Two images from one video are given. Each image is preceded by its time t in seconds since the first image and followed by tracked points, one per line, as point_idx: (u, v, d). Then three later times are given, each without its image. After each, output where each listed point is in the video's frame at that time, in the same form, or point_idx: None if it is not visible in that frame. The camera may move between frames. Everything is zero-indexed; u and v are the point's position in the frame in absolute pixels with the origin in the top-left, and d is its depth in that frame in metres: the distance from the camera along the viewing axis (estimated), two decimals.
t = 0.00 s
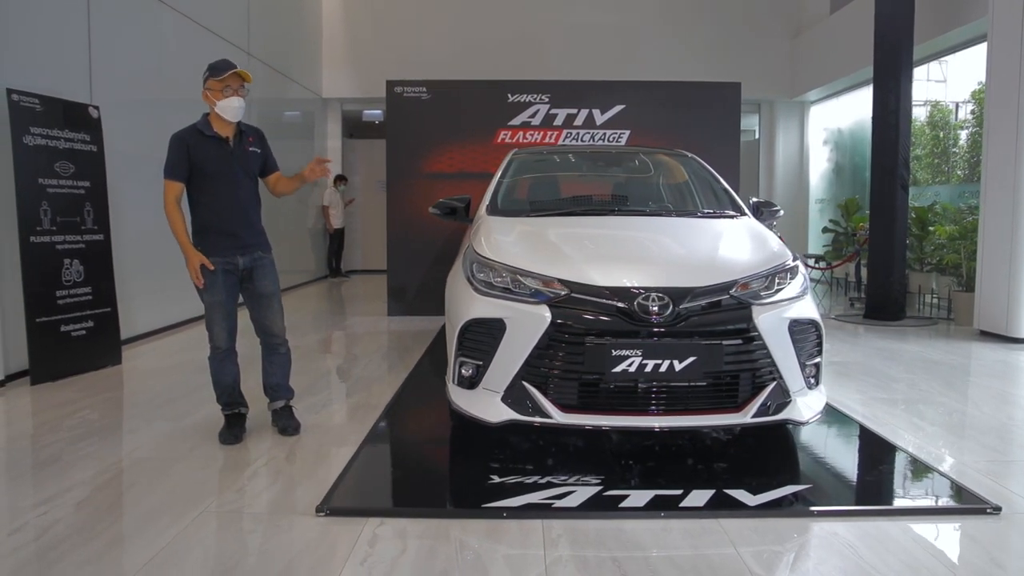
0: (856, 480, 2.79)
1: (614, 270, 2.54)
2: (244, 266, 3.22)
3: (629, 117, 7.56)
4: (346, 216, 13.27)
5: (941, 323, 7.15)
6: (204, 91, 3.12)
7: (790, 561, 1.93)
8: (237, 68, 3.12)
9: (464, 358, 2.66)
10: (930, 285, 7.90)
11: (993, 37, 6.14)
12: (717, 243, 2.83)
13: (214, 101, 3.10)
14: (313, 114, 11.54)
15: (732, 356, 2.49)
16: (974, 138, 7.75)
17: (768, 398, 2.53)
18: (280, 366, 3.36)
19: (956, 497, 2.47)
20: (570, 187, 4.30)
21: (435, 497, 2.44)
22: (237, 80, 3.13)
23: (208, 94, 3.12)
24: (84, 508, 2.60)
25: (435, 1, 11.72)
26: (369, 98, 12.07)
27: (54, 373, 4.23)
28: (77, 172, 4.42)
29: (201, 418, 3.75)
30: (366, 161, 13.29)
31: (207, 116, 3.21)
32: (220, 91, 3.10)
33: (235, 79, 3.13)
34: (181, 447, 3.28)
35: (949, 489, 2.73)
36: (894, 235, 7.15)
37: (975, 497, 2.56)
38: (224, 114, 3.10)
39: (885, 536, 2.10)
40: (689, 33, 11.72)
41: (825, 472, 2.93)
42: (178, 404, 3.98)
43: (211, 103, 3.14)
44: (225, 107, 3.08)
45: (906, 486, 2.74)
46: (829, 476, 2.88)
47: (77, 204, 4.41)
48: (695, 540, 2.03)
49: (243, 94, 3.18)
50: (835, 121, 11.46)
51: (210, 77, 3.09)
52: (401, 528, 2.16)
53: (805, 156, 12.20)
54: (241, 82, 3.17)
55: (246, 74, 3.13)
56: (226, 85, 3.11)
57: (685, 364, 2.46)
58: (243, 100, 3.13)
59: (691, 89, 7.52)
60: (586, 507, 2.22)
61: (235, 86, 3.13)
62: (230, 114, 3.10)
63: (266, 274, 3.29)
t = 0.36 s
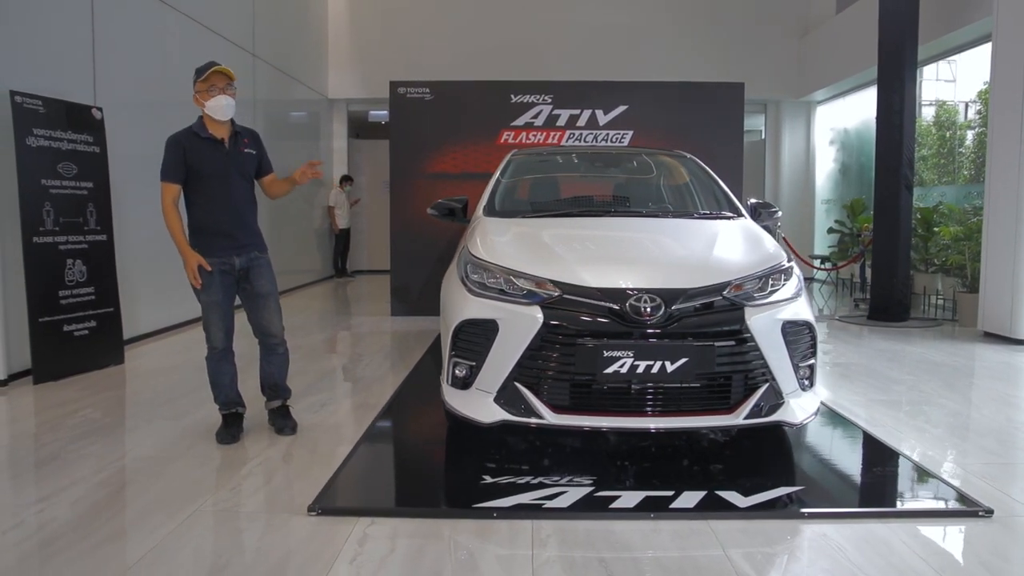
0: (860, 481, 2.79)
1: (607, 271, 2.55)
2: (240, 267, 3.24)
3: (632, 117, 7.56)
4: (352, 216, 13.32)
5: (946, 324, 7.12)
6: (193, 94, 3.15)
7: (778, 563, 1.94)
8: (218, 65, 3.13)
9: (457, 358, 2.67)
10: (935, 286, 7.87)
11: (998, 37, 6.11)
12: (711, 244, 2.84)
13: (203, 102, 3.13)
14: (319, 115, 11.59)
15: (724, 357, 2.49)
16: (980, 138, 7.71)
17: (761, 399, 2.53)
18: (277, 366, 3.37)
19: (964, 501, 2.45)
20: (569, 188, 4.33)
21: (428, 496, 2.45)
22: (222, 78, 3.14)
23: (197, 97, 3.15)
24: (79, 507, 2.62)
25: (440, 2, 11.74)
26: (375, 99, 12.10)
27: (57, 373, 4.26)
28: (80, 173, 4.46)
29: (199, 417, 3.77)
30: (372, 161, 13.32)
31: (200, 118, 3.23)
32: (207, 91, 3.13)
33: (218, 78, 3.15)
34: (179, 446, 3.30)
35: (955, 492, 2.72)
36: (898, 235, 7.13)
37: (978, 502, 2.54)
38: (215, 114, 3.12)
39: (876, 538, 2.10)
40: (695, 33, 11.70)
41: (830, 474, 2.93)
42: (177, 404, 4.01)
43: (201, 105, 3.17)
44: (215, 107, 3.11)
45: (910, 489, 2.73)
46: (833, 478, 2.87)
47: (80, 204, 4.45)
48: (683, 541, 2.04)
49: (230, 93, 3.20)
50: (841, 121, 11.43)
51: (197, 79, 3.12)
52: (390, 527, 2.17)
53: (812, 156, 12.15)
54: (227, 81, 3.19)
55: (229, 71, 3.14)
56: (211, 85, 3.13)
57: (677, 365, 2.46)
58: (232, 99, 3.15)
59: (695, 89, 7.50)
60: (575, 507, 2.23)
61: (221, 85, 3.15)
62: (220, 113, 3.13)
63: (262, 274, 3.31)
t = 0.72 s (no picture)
0: (866, 482, 2.77)
1: (600, 270, 2.55)
2: (235, 265, 3.26)
3: (637, 117, 7.54)
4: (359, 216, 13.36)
5: (952, 325, 7.08)
6: (193, 94, 3.17)
7: (767, 563, 1.93)
8: (225, 70, 3.17)
9: (452, 357, 2.67)
10: (942, 286, 7.82)
11: (1005, 36, 6.06)
12: (706, 243, 2.83)
13: (203, 104, 3.15)
14: (327, 116, 11.63)
15: (718, 357, 2.49)
16: (988, 137, 7.66)
17: (755, 398, 2.52)
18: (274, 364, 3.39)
19: (971, 505, 2.42)
20: (570, 187, 4.34)
21: (422, 494, 2.46)
22: (227, 82, 3.18)
23: (197, 98, 3.17)
24: (75, 502, 2.64)
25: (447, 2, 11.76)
26: (381, 99, 12.13)
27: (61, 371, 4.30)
28: (85, 173, 4.50)
29: (200, 416, 3.79)
30: (379, 161, 13.36)
31: (197, 120, 3.26)
32: (209, 94, 3.15)
33: (222, 82, 3.18)
34: (177, 444, 3.32)
35: (964, 496, 2.67)
36: (904, 235, 7.08)
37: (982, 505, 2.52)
38: (213, 117, 3.16)
39: (866, 538, 2.09)
40: (702, 33, 11.67)
41: (837, 475, 2.91)
42: (179, 402, 4.03)
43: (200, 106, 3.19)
44: (214, 109, 3.14)
45: (912, 491, 2.70)
46: (839, 478, 2.85)
47: (84, 204, 4.49)
48: (673, 541, 2.04)
49: (232, 96, 3.23)
50: (849, 120, 11.37)
51: (199, 80, 3.14)
52: (379, 524, 2.18)
53: (820, 155, 12.08)
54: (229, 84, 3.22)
55: (233, 76, 3.17)
56: (215, 88, 3.16)
57: (670, 364, 2.46)
58: (232, 102, 3.19)
59: (700, 88, 7.48)
60: (566, 506, 2.23)
61: (224, 88, 3.18)
62: (219, 116, 3.16)
63: (258, 272, 3.31)
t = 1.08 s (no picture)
0: (869, 483, 2.76)
1: (592, 269, 2.55)
2: (234, 264, 3.28)
3: (638, 116, 7.54)
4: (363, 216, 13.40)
5: (955, 324, 7.07)
6: (197, 93, 3.17)
7: (753, 562, 1.93)
8: (232, 74, 3.19)
9: (444, 355, 2.68)
10: (946, 286, 7.80)
11: (1007, 34, 6.04)
12: (700, 242, 2.83)
13: (208, 105, 3.16)
14: (331, 116, 11.67)
15: (709, 356, 2.49)
16: (991, 136, 7.63)
17: (746, 397, 2.52)
18: (275, 364, 3.39)
19: (975, 507, 2.40)
20: (569, 187, 4.34)
21: (413, 492, 2.48)
22: (233, 85, 3.21)
23: (201, 97, 3.17)
24: (70, 499, 2.67)
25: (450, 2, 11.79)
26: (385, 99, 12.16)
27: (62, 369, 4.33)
28: (85, 172, 4.53)
29: (198, 414, 3.82)
30: (383, 161, 13.39)
31: (197, 118, 3.27)
32: (214, 95, 3.16)
33: (228, 85, 3.21)
34: (173, 442, 3.35)
35: (970, 498, 2.66)
36: (905, 235, 7.06)
37: (990, 508, 2.48)
38: (216, 118, 3.17)
39: (854, 538, 2.08)
40: (705, 32, 11.65)
41: (841, 475, 2.88)
42: (177, 400, 4.06)
43: (204, 106, 3.20)
44: (218, 111, 3.15)
45: (919, 492, 2.67)
46: (844, 479, 2.83)
47: (85, 204, 4.52)
48: (661, 539, 2.04)
49: (236, 98, 3.25)
50: (854, 119, 11.34)
51: (204, 80, 3.14)
52: (368, 521, 2.19)
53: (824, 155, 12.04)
54: (234, 87, 3.24)
55: (240, 80, 3.20)
56: (221, 90, 3.18)
57: (660, 363, 2.46)
58: (236, 105, 3.21)
59: (702, 87, 7.47)
60: (555, 505, 2.24)
61: (230, 91, 3.20)
62: (222, 118, 3.18)
63: (257, 271, 3.34)
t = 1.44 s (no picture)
0: (872, 483, 2.73)
1: (584, 267, 2.55)
2: (239, 263, 3.29)
3: (639, 115, 7.54)
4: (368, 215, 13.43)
5: (957, 324, 7.04)
6: (208, 90, 3.19)
7: (741, 561, 1.92)
8: (241, 70, 3.20)
9: (437, 353, 2.69)
10: (949, 285, 7.77)
11: (1010, 32, 6.00)
12: (694, 241, 2.82)
13: (217, 101, 3.17)
14: (335, 115, 11.70)
15: (701, 354, 2.48)
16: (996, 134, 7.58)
17: (739, 395, 2.52)
18: (275, 363, 3.41)
19: (980, 509, 2.38)
20: (568, 186, 4.33)
21: (405, 489, 2.48)
22: (242, 81, 3.22)
23: (212, 94, 3.19)
24: (63, 496, 2.69)
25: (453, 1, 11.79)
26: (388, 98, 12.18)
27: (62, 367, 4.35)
28: (86, 171, 4.55)
29: (196, 412, 3.84)
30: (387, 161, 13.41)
31: (209, 116, 3.29)
32: (224, 91, 3.18)
33: (238, 81, 3.22)
34: (170, 439, 3.37)
35: (975, 500, 2.63)
36: (907, 233, 7.03)
37: (992, 510, 2.45)
38: (225, 114, 3.18)
39: (844, 537, 2.06)
40: (708, 31, 11.63)
41: (844, 475, 2.86)
42: (176, 398, 4.08)
43: (215, 103, 3.21)
44: (227, 108, 3.16)
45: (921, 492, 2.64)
46: (848, 478, 2.80)
47: (86, 203, 4.54)
48: (649, 537, 2.03)
49: (246, 96, 3.26)
50: (858, 118, 11.29)
51: (215, 77, 3.17)
52: (358, 518, 2.20)
53: (828, 154, 12.00)
54: (245, 85, 3.26)
55: (250, 77, 3.21)
56: (230, 86, 3.19)
57: (652, 361, 2.46)
58: (245, 102, 3.21)
59: (704, 86, 7.45)
60: (545, 502, 2.24)
61: (239, 88, 3.21)
62: (231, 114, 3.18)
63: (262, 271, 3.35)
